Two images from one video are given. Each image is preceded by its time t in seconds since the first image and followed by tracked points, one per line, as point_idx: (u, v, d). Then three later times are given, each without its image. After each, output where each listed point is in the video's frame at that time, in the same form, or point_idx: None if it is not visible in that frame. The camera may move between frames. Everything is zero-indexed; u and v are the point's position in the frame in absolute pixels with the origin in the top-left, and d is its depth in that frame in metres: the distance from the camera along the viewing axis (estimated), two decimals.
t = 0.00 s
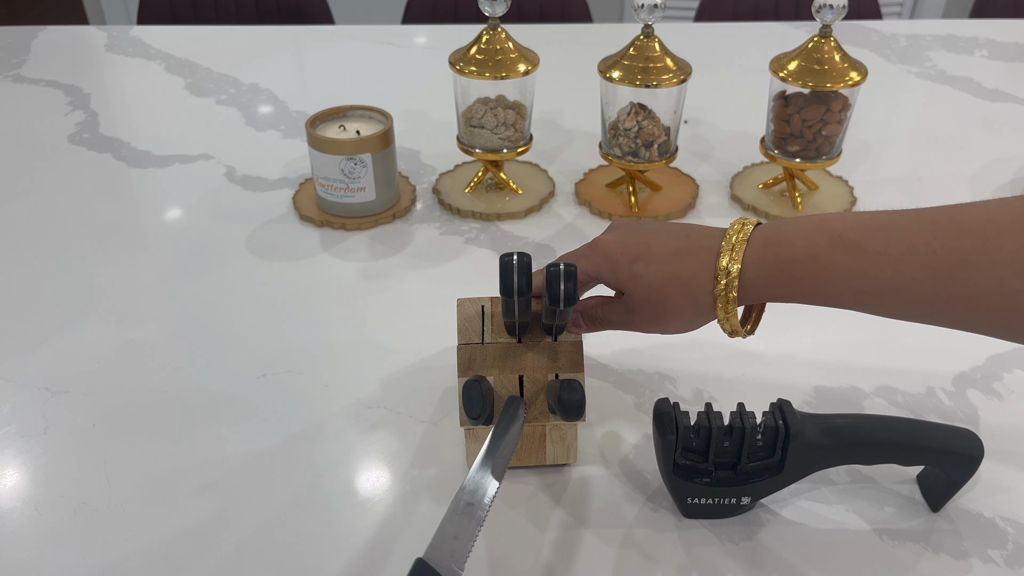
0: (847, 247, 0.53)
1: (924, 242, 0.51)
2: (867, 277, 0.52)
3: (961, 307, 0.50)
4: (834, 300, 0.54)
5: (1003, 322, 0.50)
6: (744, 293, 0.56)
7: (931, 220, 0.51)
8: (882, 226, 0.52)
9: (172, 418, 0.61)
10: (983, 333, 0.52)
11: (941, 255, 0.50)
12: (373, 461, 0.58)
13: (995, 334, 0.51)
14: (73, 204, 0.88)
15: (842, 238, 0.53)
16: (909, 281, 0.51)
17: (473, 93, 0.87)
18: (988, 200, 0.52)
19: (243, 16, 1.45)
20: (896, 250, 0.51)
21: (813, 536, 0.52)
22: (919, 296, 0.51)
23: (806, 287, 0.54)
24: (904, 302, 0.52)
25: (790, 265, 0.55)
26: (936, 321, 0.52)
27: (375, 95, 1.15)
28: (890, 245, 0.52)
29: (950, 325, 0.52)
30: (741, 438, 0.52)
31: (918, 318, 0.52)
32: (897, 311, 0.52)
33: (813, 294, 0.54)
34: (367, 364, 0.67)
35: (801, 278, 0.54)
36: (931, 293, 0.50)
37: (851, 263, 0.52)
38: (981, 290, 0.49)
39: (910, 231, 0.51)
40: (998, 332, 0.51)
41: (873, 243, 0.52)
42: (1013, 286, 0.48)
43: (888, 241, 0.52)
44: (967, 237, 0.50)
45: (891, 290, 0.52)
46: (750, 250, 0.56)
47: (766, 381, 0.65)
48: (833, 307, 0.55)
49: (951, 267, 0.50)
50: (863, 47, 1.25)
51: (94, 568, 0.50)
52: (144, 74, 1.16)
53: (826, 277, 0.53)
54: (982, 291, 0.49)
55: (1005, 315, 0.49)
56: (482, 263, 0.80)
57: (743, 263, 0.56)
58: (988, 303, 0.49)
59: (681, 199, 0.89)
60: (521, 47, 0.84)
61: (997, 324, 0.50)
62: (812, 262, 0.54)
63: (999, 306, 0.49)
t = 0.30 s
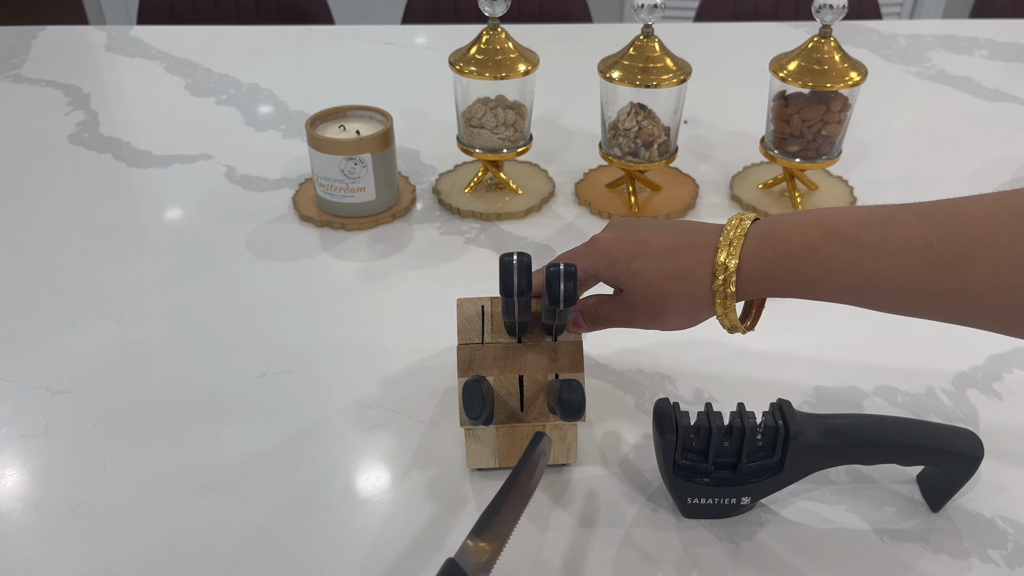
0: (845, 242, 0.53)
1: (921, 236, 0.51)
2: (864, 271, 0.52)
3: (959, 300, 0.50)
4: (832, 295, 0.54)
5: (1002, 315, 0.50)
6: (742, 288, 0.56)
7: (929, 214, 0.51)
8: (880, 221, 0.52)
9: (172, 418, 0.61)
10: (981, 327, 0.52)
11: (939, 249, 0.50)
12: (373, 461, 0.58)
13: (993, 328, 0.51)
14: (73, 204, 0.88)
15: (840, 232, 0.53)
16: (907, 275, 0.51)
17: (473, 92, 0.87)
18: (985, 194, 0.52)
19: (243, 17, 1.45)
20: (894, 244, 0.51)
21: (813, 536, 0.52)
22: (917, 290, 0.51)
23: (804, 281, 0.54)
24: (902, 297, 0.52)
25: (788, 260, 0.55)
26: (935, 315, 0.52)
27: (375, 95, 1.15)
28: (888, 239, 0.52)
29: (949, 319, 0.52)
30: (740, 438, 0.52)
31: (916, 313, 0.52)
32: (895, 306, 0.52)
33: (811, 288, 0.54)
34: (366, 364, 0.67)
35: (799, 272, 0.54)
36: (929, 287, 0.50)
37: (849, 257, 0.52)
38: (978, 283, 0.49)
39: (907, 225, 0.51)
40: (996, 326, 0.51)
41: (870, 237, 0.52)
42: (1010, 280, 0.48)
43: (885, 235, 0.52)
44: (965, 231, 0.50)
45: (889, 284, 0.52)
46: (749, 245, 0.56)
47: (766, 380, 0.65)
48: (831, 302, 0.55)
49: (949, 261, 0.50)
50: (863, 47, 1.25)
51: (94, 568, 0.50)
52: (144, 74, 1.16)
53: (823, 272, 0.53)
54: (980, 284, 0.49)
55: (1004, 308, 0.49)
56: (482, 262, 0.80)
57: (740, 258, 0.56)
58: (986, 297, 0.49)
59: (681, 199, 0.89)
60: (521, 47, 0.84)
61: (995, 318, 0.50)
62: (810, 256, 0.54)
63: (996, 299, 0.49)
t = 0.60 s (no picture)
0: (844, 242, 0.53)
1: (920, 236, 0.51)
2: (864, 271, 0.52)
3: (959, 300, 0.50)
4: (832, 294, 0.54)
5: (1002, 315, 0.50)
6: (741, 289, 0.56)
7: (928, 214, 0.51)
8: (879, 221, 0.52)
9: (172, 417, 0.61)
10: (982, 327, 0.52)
11: (938, 248, 0.50)
12: (373, 461, 0.58)
13: (993, 328, 0.51)
14: (73, 204, 0.88)
15: (839, 232, 0.53)
16: (906, 276, 0.51)
17: (473, 92, 0.87)
18: (986, 194, 0.52)
19: (243, 17, 1.45)
20: (893, 244, 0.51)
21: (813, 536, 0.52)
22: (917, 290, 0.51)
23: (803, 281, 0.54)
24: (901, 297, 0.52)
25: (787, 259, 0.55)
26: (934, 315, 0.52)
27: (375, 95, 1.15)
28: (887, 239, 0.52)
29: (948, 319, 0.52)
30: (740, 438, 0.52)
31: (916, 313, 0.52)
32: (894, 306, 0.52)
33: (810, 288, 0.54)
34: (366, 364, 0.67)
35: (798, 272, 0.54)
36: (928, 287, 0.50)
37: (848, 257, 0.52)
38: (978, 283, 0.49)
39: (907, 225, 0.51)
40: (995, 325, 0.51)
41: (870, 237, 0.52)
42: (1010, 280, 0.48)
43: (884, 235, 0.52)
44: (964, 231, 0.50)
45: (889, 284, 0.52)
46: (748, 245, 0.56)
47: (766, 380, 0.65)
48: (831, 302, 0.55)
49: (948, 261, 0.50)
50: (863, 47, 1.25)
51: (94, 568, 0.50)
52: (144, 74, 1.16)
53: (822, 272, 0.53)
54: (979, 284, 0.49)
55: (1004, 308, 0.49)
56: (482, 262, 0.80)
57: (739, 259, 0.56)
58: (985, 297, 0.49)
59: (681, 199, 0.89)
60: (521, 47, 0.84)
61: (995, 318, 0.50)
62: (809, 256, 0.54)
63: (996, 298, 0.49)
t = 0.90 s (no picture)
0: (833, 252, 0.53)
1: (910, 247, 0.51)
2: (853, 282, 0.52)
3: (948, 313, 0.50)
4: (822, 306, 0.54)
5: (992, 327, 0.49)
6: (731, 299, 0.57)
7: (918, 226, 0.52)
8: (869, 232, 0.53)
9: (173, 417, 0.61)
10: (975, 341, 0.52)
11: (927, 260, 0.50)
12: (373, 461, 0.58)
13: (986, 342, 0.51)
14: (73, 204, 0.88)
15: (829, 243, 0.53)
16: (895, 287, 0.51)
17: (473, 92, 0.87)
18: (976, 207, 0.52)
19: (243, 17, 1.45)
20: (882, 256, 0.52)
21: (813, 536, 0.52)
22: (906, 302, 0.51)
23: (794, 292, 0.54)
24: (892, 309, 0.52)
25: (778, 270, 0.55)
26: (925, 328, 0.52)
27: (375, 95, 1.15)
28: (877, 251, 0.52)
29: (939, 332, 0.52)
30: (740, 438, 0.52)
31: (907, 326, 0.52)
32: (884, 318, 0.52)
33: (800, 299, 0.54)
34: (365, 364, 0.67)
35: (788, 283, 0.54)
36: (917, 298, 0.50)
37: (838, 268, 0.53)
38: (967, 295, 0.49)
39: (897, 236, 0.52)
40: (987, 339, 0.50)
41: (859, 248, 0.52)
42: (999, 292, 0.48)
43: (874, 246, 0.52)
44: (953, 242, 0.50)
45: (879, 296, 0.51)
46: (739, 256, 0.57)
47: (766, 381, 0.65)
48: (821, 314, 0.55)
49: (937, 272, 0.50)
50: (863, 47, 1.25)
51: (94, 568, 0.50)
52: (144, 74, 1.16)
53: (812, 282, 0.54)
54: (968, 295, 0.49)
55: (995, 321, 0.49)
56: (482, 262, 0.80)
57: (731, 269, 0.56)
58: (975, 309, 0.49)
59: (681, 199, 0.89)
60: (521, 47, 0.84)
61: (986, 331, 0.50)
62: (799, 267, 0.54)
63: (985, 310, 0.49)
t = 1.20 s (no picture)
0: (825, 243, 0.54)
1: (900, 238, 0.52)
2: (843, 272, 0.53)
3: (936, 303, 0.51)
4: (813, 295, 0.55)
5: (980, 318, 0.50)
6: (724, 288, 0.57)
7: (908, 217, 0.52)
8: (860, 223, 0.53)
9: (173, 417, 0.61)
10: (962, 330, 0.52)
11: (916, 250, 0.51)
12: (373, 461, 0.58)
13: (973, 332, 0.52)
14: (73, 204, 0.88)
15: (820, 233, 0.54)
16: (885, 277, 0.52)
17: (473, 92, 0.87)
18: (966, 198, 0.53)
19: (243, 17, 1.45)
20: (872, 246, 0.52)
21: (813, 536, 0.52)
22: (895, 292, 0.52)
23: (786, 281, 0.55)
24: (881, 298, 0.52)
25: (770, 260, 0.56)
26: (914, 318, 0.52)
27: (375, 95, 1.15)
28: (867, 241, 0.52)
29: (927, 322, 0.52)
30: (740, 438, 0.52)
31: (896, 315, 0.53)
32: (873, 307, 0.53)
33: (791, 288, 0.55)
34: (365, 364, 0.67)
35: (780, 273, 0.55)
36: (907, 288, 0.51)
37: (829, 257, 0.53)
38: (955, 286, 0.50)
39: (888, 228, 0.52)
40: (975, 330, 0.51)
41: (850, 238, 0.53)
42: (986, 282, 0.49)
43: (865, 236, 0.53)
44: (943, 234, 0.50)
45: (868, 285, 0.52)
46: (733, 245, 0.57)
47: (766, 381, 0.65)
48: (813, 302, 0.55)
49: (925, 263, 0.51)
50: (863, 47, 1.25)
51: (94, 567, 0.50)
52: (145, 75, 1.16)
53: (804, 271, 0.54)
54: (957, 286, 0.50)
55: (981, 312, 0.50)
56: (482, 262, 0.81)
57: (724, 258, 0.57)
58: (962, 299, 0.50)
59: (680, 198, 0.89)
60: (521, 47, 0.84)
61: (973, 321, 0.51)
62: (790, 257, 0.55)
63: (972, 301, 0.50)
